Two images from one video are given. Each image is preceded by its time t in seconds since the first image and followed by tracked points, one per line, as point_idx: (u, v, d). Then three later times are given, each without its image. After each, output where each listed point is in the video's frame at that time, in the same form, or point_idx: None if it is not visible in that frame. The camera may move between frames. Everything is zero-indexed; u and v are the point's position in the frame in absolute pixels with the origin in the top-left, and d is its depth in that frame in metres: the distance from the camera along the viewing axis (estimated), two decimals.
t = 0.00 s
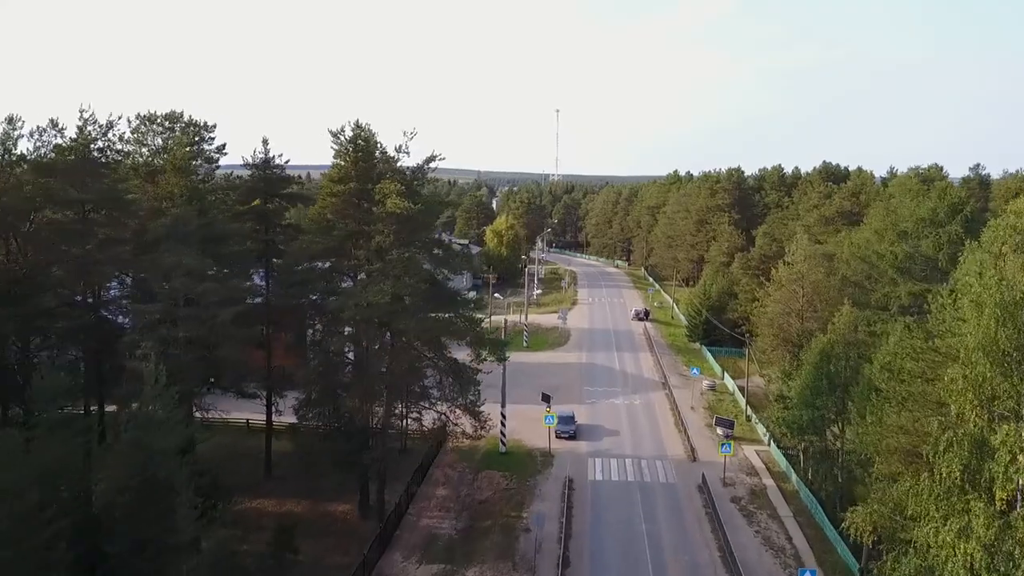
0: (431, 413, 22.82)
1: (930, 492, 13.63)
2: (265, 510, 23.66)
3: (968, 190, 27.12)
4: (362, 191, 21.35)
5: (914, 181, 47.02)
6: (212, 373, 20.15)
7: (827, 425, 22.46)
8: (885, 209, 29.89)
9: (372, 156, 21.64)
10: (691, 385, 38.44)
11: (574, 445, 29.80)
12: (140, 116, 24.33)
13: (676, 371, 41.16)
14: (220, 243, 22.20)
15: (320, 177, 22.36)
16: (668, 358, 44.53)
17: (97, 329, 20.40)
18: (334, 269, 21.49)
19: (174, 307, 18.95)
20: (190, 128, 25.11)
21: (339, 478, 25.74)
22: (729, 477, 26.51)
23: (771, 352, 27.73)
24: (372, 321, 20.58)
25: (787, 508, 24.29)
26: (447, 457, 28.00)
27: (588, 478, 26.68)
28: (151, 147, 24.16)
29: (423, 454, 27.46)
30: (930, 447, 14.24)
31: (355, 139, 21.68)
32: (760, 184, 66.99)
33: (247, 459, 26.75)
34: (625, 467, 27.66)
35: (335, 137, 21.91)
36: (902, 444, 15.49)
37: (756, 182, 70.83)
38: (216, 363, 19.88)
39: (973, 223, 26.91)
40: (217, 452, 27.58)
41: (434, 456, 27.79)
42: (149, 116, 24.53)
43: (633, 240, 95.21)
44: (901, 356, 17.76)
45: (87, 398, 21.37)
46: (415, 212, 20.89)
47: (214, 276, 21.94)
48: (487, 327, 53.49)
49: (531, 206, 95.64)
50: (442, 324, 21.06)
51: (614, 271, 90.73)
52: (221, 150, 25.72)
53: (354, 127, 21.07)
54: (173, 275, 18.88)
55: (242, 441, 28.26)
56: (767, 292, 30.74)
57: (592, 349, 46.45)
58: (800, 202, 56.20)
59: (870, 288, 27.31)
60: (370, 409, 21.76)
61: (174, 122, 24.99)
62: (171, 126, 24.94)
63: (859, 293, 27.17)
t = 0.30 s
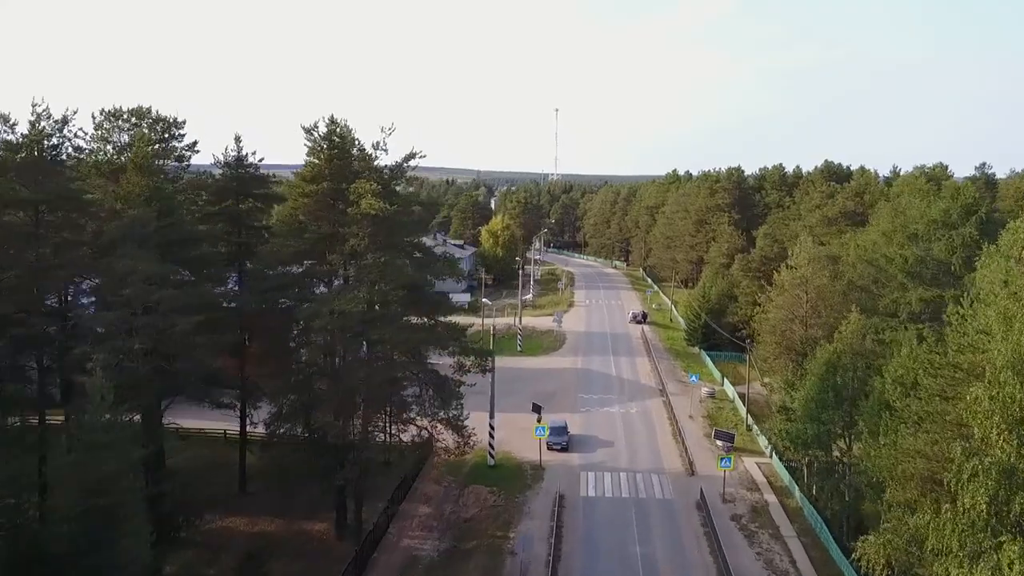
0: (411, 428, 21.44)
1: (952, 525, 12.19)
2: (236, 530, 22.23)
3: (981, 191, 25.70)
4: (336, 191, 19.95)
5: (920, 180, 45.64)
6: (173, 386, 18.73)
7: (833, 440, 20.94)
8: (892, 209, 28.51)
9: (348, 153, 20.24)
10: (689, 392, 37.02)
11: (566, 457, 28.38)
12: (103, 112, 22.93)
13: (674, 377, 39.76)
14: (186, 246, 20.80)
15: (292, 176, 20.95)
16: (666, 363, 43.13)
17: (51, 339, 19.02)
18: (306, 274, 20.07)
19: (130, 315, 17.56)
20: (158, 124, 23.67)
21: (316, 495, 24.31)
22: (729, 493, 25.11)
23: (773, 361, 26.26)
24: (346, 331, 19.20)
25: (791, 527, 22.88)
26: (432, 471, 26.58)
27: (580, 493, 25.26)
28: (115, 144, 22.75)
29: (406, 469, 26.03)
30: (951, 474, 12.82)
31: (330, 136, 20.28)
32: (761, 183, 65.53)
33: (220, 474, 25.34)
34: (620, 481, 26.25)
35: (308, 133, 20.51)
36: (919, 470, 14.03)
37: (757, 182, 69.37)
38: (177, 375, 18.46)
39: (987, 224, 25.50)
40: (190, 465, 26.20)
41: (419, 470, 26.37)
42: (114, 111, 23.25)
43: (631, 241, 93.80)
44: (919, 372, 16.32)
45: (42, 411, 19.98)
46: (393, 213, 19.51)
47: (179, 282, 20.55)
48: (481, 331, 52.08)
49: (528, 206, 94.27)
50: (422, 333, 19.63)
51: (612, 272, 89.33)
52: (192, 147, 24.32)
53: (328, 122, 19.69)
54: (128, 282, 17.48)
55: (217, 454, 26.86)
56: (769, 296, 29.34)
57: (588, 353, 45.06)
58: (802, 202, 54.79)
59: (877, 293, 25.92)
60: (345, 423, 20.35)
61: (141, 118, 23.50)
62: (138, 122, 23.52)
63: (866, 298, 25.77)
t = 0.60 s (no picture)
0: (388, 444, 20.08)
1: (976, 568, 10.72)
2: (201, 552, 20.81)
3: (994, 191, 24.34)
4: (305, 190, 18.55)
5: (926, 180, 44.26)
6: (126, 401, 17.37)
7: (839, 459, 19.17)
8: (900, 210, 27.15)
9: (318, 150, 18.84)
10: (686, 400, 35.64)
11: (557, 471, 26.99)
12: (60, 105, 21.52)
13: (670, 384, 38.38)
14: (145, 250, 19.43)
15: (259, 173, 19.51)
16: (663, 368, 41.77)
17: None
18: (273, 281, 18.69)
19: (75, 326, 16.18)
20: (120, 119, 22.30)
21: (290, 513, 22.87)
22: (727, 511, 23.73)
23: (775, 371, 24.84)
24: (315, 342, 17.82)
25: (793, 549, 21.50)
26: (414, 487, 25.16)
27: (570, 512, 23.85)
28: (73, 140, 21.37)
29: (387, 484, 24.61)
30: (975, 510, 11.37)
31: (299, 131, 18.88)
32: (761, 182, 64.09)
33: (189, 491, 23.92)
34: (612, 497, 24.87)
35: (276, 128, 19.08)
36: (938, 502, 12.54)
37: (757, 181, 67.95)
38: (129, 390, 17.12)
39: (1001, 226, 24.11)
40: (158, 481, 24.83)
41: (400, 486, 24.95)
42: (72, 106, 21.79)
43: (629, 241, 92.45)
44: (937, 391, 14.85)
45: None
46: (365, 215, 18.13)
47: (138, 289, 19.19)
48: (473, 334, 50.70)
49: (524, 206, 92.97)
50: (397, 345, 18.22)
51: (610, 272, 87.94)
52: (157, 144, 22.95)
53: (296, 116, 18.28)
54: (74, 290, 16.15)
55: (189, 469, 25.47)
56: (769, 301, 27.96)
57: (582, 358, 43.70)
58: (804, 202, 53.39)
59: (883, 299, 24.56)
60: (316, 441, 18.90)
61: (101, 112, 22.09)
62: (99, 117, 22.13)
63: (872, 305, 24.40)
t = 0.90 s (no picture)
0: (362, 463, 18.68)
1: None
2: None
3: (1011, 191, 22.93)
4: (270, 191, 17.14)
5: (933, 180, 42.82)
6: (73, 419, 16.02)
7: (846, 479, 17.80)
8: (909, 211, 25.75)
9: (284, 146, 17.47)
10: (685, 409, 34.26)
11: (548, 486, 25.59)
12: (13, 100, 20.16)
13: (668, 391, 36.99)
14: (100, 254, 18.07)
15: (222, 172, 18.11)
16: (661, 374, 40.36)
17: None
18: (235, 288, 17.29)
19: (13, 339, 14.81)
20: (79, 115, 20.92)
21: (261, 534, 21.45)
22: (727, 531, 22.35)
23: (777, 382, 23.47)
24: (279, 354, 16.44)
25: (797, 573, 20.12)
26: (396, 504, 23.74)
27: (560, 532, 22.46)
28: (27, 137, 20.02)
29: (366, 502, 23.20)
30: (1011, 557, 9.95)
31: (264, 127, 17.48)
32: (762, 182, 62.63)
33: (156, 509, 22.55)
34: (605, 515, 23.49)
35: (239, 123, 17.68)
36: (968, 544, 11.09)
37: (758, 181, 66.53)
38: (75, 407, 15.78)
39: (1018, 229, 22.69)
40: (125, 498, 23.44)
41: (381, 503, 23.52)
42: (26, 100, 20.43)
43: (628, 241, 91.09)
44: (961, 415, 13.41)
45: None
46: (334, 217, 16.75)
47: (91, 296, 17.84)
48: (466, 338, 49.29)
49: (521, 205, 91.59)
50: (369, 358, 16.80)
51: (608, 274, 86.49)
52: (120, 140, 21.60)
53: (260, 110, 16.89)
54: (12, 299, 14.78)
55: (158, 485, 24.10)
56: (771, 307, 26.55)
57: (577, 363, 42.33)
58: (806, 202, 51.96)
59: (892, 305, 23.18)
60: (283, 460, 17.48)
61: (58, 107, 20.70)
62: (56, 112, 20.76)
63: (881, 311, 23.02)
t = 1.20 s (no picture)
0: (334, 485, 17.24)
1: None
2: None
3: None
4: (231, 191, 15.74)
5: (941, 179, 41.41)
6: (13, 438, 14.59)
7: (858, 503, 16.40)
8: (921, 213, 24.37)
9: (247, 143, 16.11)
10: (684, 418, 32.85)
11: (539, 503, 24.21)
12: None
13: (667, 399, 35.59)
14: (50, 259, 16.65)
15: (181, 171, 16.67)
16: (659, 381, 38.97)
17: None
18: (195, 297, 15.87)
19: None
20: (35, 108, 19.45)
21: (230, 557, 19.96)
22: (729, 554, 20.92)
23: (781, 394, 22.09)
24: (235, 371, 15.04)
25: None
26: (377, 523, 22.27)
27: (551, 554, 21.03)
28: None
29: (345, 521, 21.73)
30: None
31: (226, 122, 16.08)
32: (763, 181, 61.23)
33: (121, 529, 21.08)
34: (600, 536, 22.08)
35: (200, 118, 16.26)
36: None
37: (759, 181, 65.20)
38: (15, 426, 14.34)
39: None
40: (88, 516, 22.05)
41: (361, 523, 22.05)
42: None
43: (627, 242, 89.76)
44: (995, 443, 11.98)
45: None
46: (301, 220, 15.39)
47: (42, 306, 16.50)
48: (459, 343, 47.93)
49: (518, 206, 90.25)
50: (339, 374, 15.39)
51: (607, 275, 85.12)
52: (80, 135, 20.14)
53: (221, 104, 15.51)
54: None
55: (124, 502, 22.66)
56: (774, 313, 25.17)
57: (573, 369, 40.95)
58: (809, 203, 50.59)
59: (904, 313, 21.82)
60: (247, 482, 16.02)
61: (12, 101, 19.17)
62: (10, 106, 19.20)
63: (892, 319, 21.65)
